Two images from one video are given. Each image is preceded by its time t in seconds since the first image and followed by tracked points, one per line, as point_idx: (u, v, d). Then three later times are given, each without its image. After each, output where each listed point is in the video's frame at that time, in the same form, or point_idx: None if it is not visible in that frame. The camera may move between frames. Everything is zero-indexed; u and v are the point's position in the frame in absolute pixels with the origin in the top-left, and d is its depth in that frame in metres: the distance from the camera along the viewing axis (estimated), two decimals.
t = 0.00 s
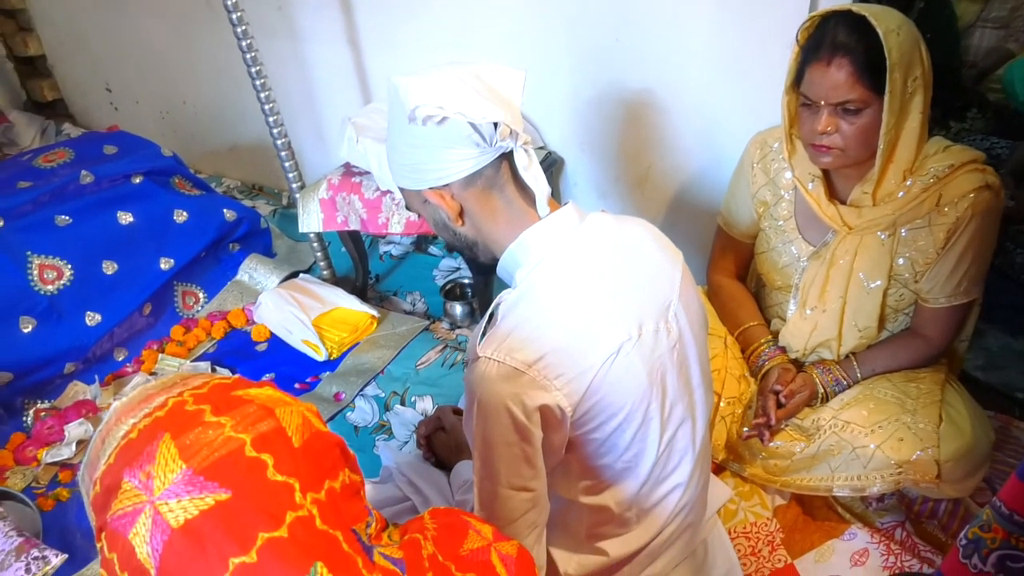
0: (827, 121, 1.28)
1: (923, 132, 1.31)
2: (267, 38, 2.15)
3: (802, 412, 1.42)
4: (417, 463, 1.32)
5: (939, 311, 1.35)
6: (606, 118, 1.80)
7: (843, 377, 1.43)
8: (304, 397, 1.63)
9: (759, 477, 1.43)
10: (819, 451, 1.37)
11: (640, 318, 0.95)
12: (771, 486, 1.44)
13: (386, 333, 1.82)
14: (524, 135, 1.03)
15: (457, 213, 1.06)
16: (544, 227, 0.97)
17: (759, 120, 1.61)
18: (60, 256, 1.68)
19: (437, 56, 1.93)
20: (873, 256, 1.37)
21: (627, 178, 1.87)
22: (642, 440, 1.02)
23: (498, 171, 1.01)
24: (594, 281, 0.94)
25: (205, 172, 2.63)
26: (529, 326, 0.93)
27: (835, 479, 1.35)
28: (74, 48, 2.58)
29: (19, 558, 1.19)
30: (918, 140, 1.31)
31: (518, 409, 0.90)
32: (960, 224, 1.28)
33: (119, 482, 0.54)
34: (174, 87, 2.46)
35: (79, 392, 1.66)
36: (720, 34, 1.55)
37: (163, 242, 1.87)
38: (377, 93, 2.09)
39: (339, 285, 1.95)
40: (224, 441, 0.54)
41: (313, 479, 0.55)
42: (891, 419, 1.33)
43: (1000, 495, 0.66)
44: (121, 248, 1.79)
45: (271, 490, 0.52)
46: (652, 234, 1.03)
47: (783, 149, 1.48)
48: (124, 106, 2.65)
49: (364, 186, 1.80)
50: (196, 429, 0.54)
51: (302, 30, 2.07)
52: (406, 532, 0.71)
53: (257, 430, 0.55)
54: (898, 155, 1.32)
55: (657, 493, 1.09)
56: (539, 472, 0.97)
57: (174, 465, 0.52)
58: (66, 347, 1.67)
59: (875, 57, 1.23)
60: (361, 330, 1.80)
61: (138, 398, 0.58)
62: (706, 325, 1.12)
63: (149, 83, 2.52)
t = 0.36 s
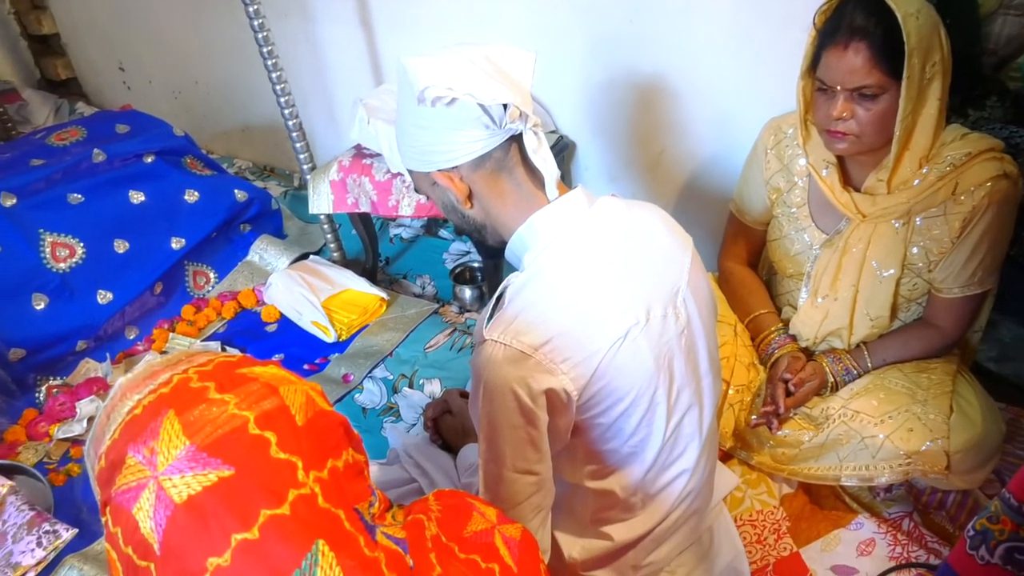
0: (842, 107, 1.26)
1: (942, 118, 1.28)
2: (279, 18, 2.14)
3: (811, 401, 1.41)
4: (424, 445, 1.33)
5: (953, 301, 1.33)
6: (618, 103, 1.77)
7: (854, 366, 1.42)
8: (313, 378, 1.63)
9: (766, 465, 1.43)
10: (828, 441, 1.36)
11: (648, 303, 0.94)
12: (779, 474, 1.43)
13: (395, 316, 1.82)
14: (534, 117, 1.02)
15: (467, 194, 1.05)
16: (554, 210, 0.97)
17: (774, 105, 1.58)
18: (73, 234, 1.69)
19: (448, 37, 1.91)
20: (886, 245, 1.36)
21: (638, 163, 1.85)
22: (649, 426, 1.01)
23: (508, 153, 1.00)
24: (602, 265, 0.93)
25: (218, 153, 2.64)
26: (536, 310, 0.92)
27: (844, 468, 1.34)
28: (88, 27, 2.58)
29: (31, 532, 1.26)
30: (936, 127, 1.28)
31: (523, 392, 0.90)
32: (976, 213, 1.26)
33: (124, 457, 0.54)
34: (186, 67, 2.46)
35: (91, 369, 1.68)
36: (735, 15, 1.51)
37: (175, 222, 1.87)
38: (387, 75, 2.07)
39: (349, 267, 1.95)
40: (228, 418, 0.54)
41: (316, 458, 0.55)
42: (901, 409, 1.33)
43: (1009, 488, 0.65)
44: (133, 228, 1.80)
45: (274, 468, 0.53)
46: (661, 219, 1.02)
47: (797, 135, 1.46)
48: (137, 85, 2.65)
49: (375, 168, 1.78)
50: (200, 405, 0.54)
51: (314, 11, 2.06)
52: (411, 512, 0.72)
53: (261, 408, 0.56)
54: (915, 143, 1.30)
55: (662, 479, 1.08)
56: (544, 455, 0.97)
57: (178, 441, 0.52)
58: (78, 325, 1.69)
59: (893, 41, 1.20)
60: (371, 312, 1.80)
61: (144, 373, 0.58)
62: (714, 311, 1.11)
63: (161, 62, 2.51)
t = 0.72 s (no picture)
0: (862, 99, 1.24)
1: (964, 112, 1.25)
2: (297, 5, 2.13)
3: (825, 397, 1.40)
4: (435, 433, 1.32)
5: (971, 298, 1.32)
6: (635, 93, 1.75)
7: (869, 362, 1.40)
8: (326, 365, 1.64)
9: (779, 461, 1.41)
10: (841, 436, 1.35)
11: (662, 295, 0.94)
12: (790, 470, 1.42)
13: (408, 304, 1.82)
14: (550, 106, 1.01)
15: (481, 183, 1.04)
16: (569, 199, 0.96)
17: (794, 96, 1.55)
18: (90, 218, 1.70)
19: (465, 25, 1.89)
20: (904, 240, 1.34)
21: (655, 154, 1.83)
22: (660, 419, 1.01)
23: (524, 142, 1.00)
24: (617, 256, 0.92)
25: (234, 139, 2.65)
26: (550, 300, 0.92)
27: (857, 464, 1.33)
28: (107, 12, 2.59)
29: (47, 511, 1.31)
30: (958, 121, 1.25)
31: (535, 382, 0.90)
32: (998, 209, 1.24)
33: (136, 440, 0.54)
34: (204, 53, 2.46)
35: (107, 352, 1.70)
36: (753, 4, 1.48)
37: (191, 208, 1.88)
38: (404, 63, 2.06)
39: (362, 255, 1.95)
40: (239, 402, 0.54)
41: (326, 444, 0.55)
42: (916, 406, 1.31)
43: None
44: (150, 212, 1.81)
45: (284, 454, 0.53)
46: (677, 211, 1.01)
47: (816, 127, 1.44)
48: (155, 71, 2.66)
49: (390, 156, 1.78)
50: (212, 389, 0.54)
51: None
52: (420, 501, 0.72)
53: (272, 393, 0.55)
54: (936, 136, 1.27)
55: (673, 472, 1.08)
56: (555, 446, 0.97)
57: (189, 425, 0.53)
58: (94, 308, 1.70)
59: (916, 32, 1.17)
60: (384, 300, 1.81)
61: (157, 356, 0.59)
62: (729, 304, 1.10)
63: (179, 48, 2.52)
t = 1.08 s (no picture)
0: (881, 96, 1.22)
1: (985, 111, 1.23)
2: None
3: (838, 396, 1.39)
4: (445, 426, 1.33)
5: (988, 299, 1.29)
6: (651, 88, 1.74)
7: (882, 363, 1.39)
8: (337, 356, 1.65)
9: (790, 460, 1.40)
10: (853, 436, 1.34)
11: (674, 292, 0.93)
12: (801, 469, 1.41)
13: (420, 297, 1.82)
14: (565, 101, 1.00)
15: (494, 177, 1.04)
16: (582, 194, 0.96)
17: (812, 93, 1.53)
18: (106, 206, 1.71)
19: (480, 17, 1.88)
20: (922, 239, 1.32)
21: (670, 150, 1.81)
22: (671, 416, 1.00)
23: (538, 137, 0.99)
24: (630, 252, 0.92)
25: (249, 129, 2.66)
26: (562, 295, 0.91)
27: (868, 465, 1.32)
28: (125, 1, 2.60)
29: (60, 497, 1.32)
30: (978, 120, 1.23)
31: (546, 377, 0.90)
32: (1017, 210, 1.23)
33: (148, 429, 0.55)
34: (221, 43, 2.47)
35: (121, 340, 1.71)
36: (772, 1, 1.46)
37: (206, 197, 1.89)
38: (419, 55, 2.05)
39: (375, 247, 1.95)
40: (250, 393, 0.54)
41: (337, 437, 0.55)
42: (930, 407, 1.30)
43: None
44: (166, 201, 1.82)
45: (294, 445, 0.53)
46: (691, 207, 1.00)
47: (834, 124, 1.42)
48: (172, 60, 2.67)
49: (404, 148, 1.78)
50: (223, 379, 0.55)
51: None
52: (429, 493, 0.72)
53: (283, 384, 0.56)
54: (955, 135, 1.25)
55: (683, 470, 1.08)
56: (564, 442, 0.97)
57: (201, 414, 0.53)
58: (109, 296, 1.72)
59: (938, 28, 1.15)
60: (396, 293, 1.81)
61: (169, 345, 0.59)
62: (742, 302, 1.09)
63: (196, 38, 2.53)
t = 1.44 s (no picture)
0: (900, 99, 1.21)
1: (1007, 116, 1.21)
2: None
3: (852, 401, 1.38)
4: (455, 424, 1.33)
5: (1006, 305, 1.28)
6: (668, 89, 1.73)
7: (898, 368, 1.37)
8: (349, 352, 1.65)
9: (802, 464, 1.40)
10: (867, 442, 1.33)
11: (689, 293, 0.93)
12: (813, 473, 1.41)
13: (433, 294, 1.82)
14: (581, 100, 1.00)
15: (509, 176, 1.03)
16: (597, 194, 0.95)
17: (831, 95, 1.52)
18: (123, 199, 1.73)
19: (497, 16, 1.88)
20: (940, 244, 1.31)
21: (686, 151, 1.80)
22: (683, 417, 1.00)
23: (553, 136, 0.99)
24: (645, 253, 0.91)
25: (265, 125, 2.67)
26: (575, 295, 0.91)
27: (881, 471, 1.31)
28: None
29: (75, 487, 1.34)
30: (1000, 125, 1.21)
31: (558, 377, 0.90)
32: None
33: (164, 421, 0.55)
34: (238, 39, 2.48)
35: (136, 332, 1.73)
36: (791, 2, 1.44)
37: (221, 191, 1.90)
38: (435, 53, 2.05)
39: (389, 244, 1.96)
40: (266, 387, 0.54)
41: (351, 432, 0.56)
42: (945, 414, 1.28)
43: None
44: (182, 196, 1.83)
45: (309, 440, 0.53)
46: (707, 209, 0.99)
47: (852, 127, 1.40)
48: (189, 56, 2.69)
49: (419, 146, 1.77)
50: (240, 373, 0.55)
51: None
52: (442, 491, 0.72)
53: (299, 379, 0.56)
54: (976, 140, 1.23)
55: (694, 472, 1.07)
56: (576, 441, 0.97)
57: (217, 408, 0.53)
58: (125, 289, 1.73)
59: (959, 32, 1.14)
60: (408, 290, 1.81)
61: (186, 339, 0.59)
62: (757, 304, 1.09)
63: (213, 33, 2.54)
